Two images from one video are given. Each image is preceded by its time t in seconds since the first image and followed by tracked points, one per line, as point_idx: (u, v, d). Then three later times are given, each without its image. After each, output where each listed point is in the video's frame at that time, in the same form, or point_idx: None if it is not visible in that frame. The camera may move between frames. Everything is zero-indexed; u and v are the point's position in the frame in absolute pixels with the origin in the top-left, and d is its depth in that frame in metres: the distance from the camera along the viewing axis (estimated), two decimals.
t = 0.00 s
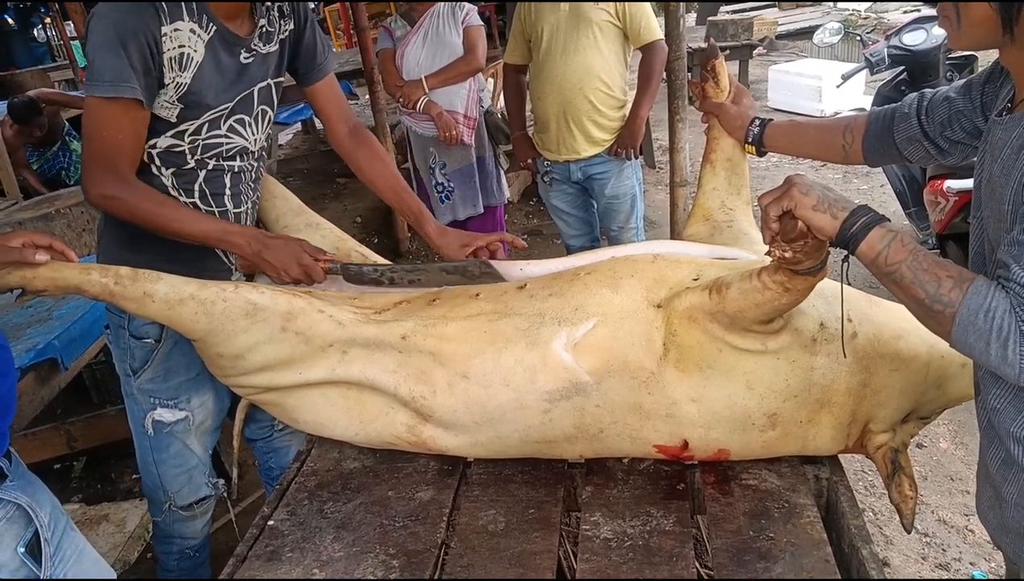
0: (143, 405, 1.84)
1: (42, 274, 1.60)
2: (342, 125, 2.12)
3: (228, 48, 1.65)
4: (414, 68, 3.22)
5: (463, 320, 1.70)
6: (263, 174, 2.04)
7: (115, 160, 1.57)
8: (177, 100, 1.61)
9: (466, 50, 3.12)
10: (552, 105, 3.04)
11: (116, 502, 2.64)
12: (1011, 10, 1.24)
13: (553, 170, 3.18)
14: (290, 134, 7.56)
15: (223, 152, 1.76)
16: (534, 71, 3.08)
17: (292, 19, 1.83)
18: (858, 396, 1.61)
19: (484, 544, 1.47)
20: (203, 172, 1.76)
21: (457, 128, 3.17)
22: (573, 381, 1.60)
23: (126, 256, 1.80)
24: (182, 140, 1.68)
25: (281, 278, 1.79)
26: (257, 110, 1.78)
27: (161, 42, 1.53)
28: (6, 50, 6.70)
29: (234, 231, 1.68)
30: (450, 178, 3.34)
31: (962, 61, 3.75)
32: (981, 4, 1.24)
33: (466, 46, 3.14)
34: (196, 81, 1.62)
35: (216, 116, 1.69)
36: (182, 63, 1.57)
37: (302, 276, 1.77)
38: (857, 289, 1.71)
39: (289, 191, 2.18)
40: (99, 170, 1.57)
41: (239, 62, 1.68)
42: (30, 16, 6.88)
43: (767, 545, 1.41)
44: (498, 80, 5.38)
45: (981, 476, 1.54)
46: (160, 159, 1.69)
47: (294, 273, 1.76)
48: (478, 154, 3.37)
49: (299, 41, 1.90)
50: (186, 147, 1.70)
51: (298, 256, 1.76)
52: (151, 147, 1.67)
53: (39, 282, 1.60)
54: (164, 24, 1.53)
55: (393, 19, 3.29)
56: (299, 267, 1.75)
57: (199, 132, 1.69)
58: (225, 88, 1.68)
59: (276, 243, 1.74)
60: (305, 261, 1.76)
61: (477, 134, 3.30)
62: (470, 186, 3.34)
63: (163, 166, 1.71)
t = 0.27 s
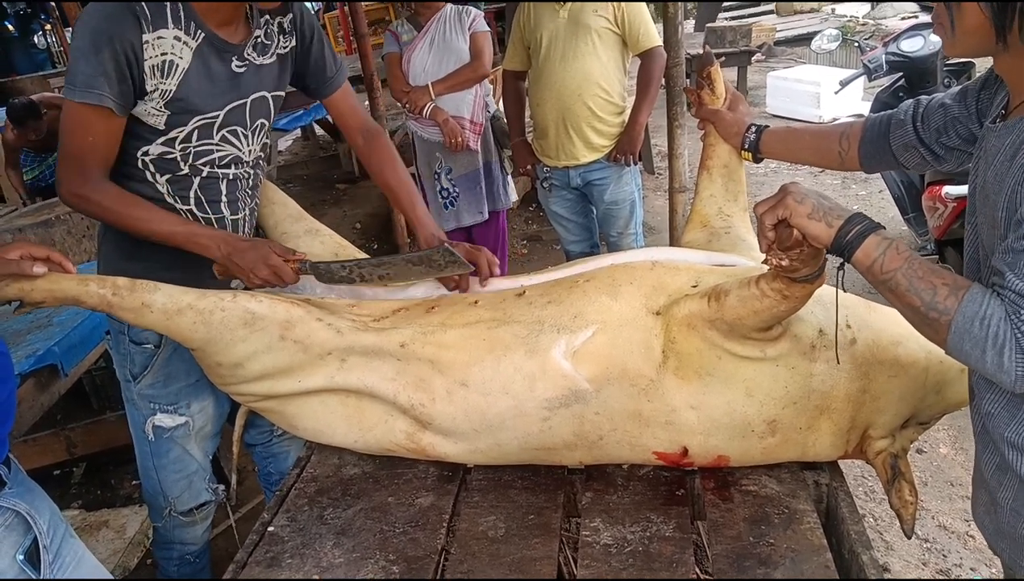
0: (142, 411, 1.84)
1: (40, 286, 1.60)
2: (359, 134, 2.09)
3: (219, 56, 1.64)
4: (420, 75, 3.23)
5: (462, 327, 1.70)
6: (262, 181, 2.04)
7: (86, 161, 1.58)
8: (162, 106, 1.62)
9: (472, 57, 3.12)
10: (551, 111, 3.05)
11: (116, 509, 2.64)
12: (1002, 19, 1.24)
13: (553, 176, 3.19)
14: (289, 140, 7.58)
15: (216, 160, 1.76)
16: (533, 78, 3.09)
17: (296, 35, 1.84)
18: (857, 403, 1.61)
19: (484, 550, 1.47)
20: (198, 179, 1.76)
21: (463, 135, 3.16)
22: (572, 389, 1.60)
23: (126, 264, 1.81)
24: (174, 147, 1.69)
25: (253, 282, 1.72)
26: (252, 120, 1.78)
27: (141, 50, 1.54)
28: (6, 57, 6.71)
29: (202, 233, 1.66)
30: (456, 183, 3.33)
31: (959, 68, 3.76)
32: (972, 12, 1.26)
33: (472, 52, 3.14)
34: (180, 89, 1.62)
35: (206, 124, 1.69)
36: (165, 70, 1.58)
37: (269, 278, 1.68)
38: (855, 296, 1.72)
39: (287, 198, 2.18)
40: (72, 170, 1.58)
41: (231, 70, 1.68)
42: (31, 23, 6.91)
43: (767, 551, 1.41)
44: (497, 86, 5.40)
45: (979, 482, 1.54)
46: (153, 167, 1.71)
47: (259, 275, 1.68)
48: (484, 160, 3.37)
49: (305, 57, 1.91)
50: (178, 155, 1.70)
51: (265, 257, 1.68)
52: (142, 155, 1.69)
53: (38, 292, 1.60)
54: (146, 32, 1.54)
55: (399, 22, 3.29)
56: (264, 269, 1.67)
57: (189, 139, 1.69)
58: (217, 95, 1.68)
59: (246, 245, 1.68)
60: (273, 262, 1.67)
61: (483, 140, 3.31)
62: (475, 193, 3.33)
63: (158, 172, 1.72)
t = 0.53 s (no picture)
0: (147, 404, 1.85)
1: (45, 282, 1.60)
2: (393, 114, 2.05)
3: (221, 52, 1.64)
4: (427, 67, 3.23)
5: (466, 323, 1.70)
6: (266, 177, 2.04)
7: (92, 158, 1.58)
8: (164, 103, 1.62)
9: (480, 51, 3.14)
10: (556, 106, 3.04)
11: (122, 502, 2.65)
12: (1011, 13, 1.23)
13: (557, 170, 3.18)
14: (293, 135, 7.59)
15: (219, 156, 1.76)
16: (538, 73, 3.08)
17: (303, 33, 1.85)
18: (862, 399, 1.60)
19: (488, 543, 1.48)
20: (201, 174, 1.76)
21: (471, 129, 3.20)
22: (576, 384, 1.60)
23: (131, 258, 1.81)
24: (176, 143, 1.69)
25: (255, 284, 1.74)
26: (256, 118, 1.77)
27: (142, 47, 1.54)
28: (11, 52, 6.74)
29: (205, 232, 1.65)
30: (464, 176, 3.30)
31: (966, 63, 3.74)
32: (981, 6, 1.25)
33: (480, 47, 3.16)
34: (182, 85, 1.62)
35: (209, 120, 1.69)
36: (166, 66, 1.58)
37: (270, 281, 1.70)
38: (860, 291, 1.71)
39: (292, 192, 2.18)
40: (79, 165, 1.59)
41: (233, 68, 1.68)
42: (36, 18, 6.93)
43: (771, 545, 1.41)
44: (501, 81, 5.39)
45: (983, 477, 1.54)
46: (157, 161, 1.71)
47: (262, 277, 1.70)
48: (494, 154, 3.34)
49: (317, 51, 1.91)
50: (180, 150, 1.70)
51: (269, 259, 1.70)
52: (146, 149, 1.69)
53: (43, 288, 1.60)
54: (146, 29, 1.54)
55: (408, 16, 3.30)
56: (266, 272, 1.69)
57: (192, 135, 1.69)
58: (218, 91, 1.67)
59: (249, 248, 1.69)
60: (275, 266, 1.69)
61: (491, 134, 3.30)
62: (484, 185, 3.28)
63: (162, 168, 1.72)
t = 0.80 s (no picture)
0: (146, 398, 1.85)
1: (46, 274, 1.60)
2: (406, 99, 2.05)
3: (222, 47, 1.64)
4: (426, 61, 3.20)
5: (467, 317, 1.70)
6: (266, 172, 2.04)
7: (92, 149, 1.58)
8: (164, 95, 1.62)
9: (479, 47, 3.14)
10: (557, 100, 3.03)
11: (123, 497, 2.65)
12: (1013, 7, 1.23)
13: (558, 165, 3.18)
14: (293, 130, 7.58)
15: (217, 151, 1.75)
16: (539, 67, 3.07)
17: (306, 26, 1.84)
18: (863, 393, 1.61)
19: (489, 539, 1.48)
20: (198, 168, 1.76)
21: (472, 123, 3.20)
22: (577, 378, 1.60)
23: (130, 252, 1.81)
24: (173, 137, 1.69)
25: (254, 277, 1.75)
26: (256, 113, 1.77)
27: (143, 38, 1.54)
28: (11, 47, 6.73)
29: (205, 225, 1.65)
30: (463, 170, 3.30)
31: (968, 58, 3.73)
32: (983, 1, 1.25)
33: (479, 42, 3.16)
34: (182, 78, 1.61)
35: (207, 115, 1.68)
36: (166, 58, 1.58)
37: (270, 274, 1.72)
38: (862, 286, 1.71)
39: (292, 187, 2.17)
40: (79, 157, 1.58)
41: (235, 63, 1.67)
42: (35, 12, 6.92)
43: (771, 540, 1.42)
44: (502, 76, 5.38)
45: (984, 473, 1.54)
46: (155, 154, 1.71)
47: (262, 270, 1.72)
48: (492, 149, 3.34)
49: (323, 44, 1.90)
50: (178, 144, 1.70)
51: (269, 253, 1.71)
52: (144, 142, 1.69)
53: (45, 281, 1.60)
54: (147, 20, 1.54)
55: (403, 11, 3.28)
56: (266, 265, 1.71)
57: (190, 129, 1.69)
58: (217, 86, 1.67)
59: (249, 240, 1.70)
60: (276, 260, 1.71)
61: (491, 129, 3.29)
62: (484, 179, 3.26)
63: (159, 161, 1.72)
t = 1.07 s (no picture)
0: (151, 407, 1.85)
1: (53, 279, 1.60)
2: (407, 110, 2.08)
3: (227, 58, 1.65)
4: (422, 71, 3.26)
5: (470, 324, 1.71)
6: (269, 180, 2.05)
7: (91, 157, 1.58)
8: (169, 106, 1.63)
9: (474, 55, 3.20)
10: (558, 108, 3.04)
11: (126, 505, 2.65)
12: (1009, 14, 1.23)
13: (559, 173, 3.19)
14: (296, 138, 7.61)
15: (222, 160, 1.76)
16: (540, 75, 3.08)
17: (309, 40, 1.85)
18: (866, 399, 1.60)
19: (492, 547, 1.48)
20: (203, 178, 1.76)
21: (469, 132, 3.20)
22: (579, 384, 1.60)
23: (135, 260, 1.81)
24: (179, 147, 1.70)
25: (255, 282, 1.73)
26: (260, 124, 1.78)
27: (149, 48, 1.55)
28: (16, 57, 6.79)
29: (205, 230, 1.65)
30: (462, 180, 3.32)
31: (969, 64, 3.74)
32: (980, 7, 1.25)
33: (473, 51, 3.23)
34: (187, 89, 1.62)
35: (212, 125, 1.69)
36: (172, 69, 1.59)
37: (272, 279, 1.69)
38: (863, 291, 1.71)
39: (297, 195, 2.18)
40: (77, 164, 1.58)
41: (240, 74, 1.68)
42: (41, 23, 6.97)
43: (775, 548, 1.41)
44: (504, 84, 5.40)
45: (987, 479, 1.53)
46: (159, 164, 1.71)
47: (264, 275, 1.69)
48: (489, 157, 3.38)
49: (327, 56, 1.91)
50: (183, 154, 1.71)
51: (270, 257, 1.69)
52: (150, 152, 1.69)
53: (51, 286, 1.61)
54: (153, 31, 1.55)
55: (394, 22, 3.29)
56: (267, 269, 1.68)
57: (195, 139, 1.70)
58: (223, 96, 1.68)
59: (249, 244, 1.68)
60: (277, 263, 1.68)
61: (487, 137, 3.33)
62: (480, 190, 3.31)
63: (164, 170, 1.73)
